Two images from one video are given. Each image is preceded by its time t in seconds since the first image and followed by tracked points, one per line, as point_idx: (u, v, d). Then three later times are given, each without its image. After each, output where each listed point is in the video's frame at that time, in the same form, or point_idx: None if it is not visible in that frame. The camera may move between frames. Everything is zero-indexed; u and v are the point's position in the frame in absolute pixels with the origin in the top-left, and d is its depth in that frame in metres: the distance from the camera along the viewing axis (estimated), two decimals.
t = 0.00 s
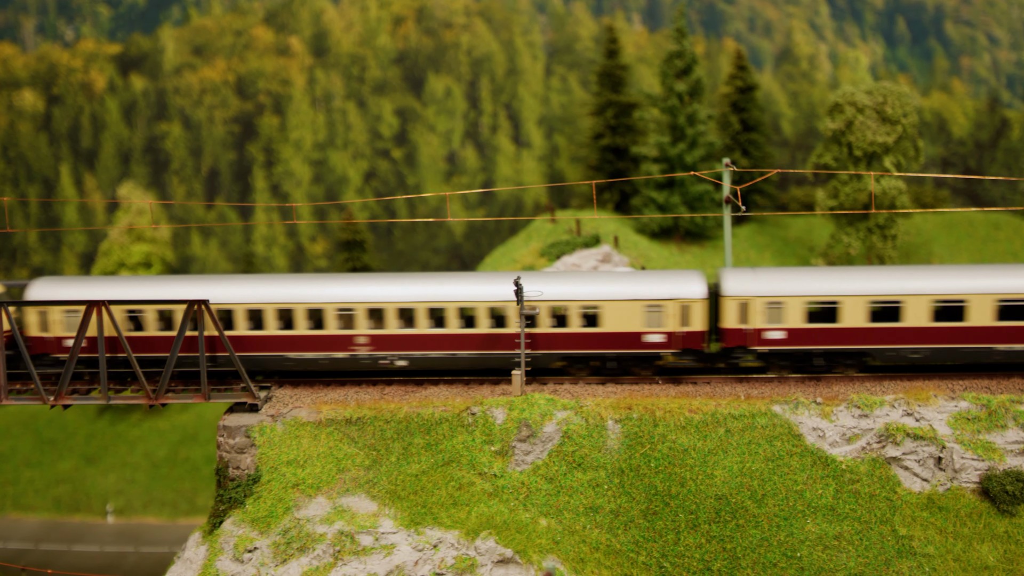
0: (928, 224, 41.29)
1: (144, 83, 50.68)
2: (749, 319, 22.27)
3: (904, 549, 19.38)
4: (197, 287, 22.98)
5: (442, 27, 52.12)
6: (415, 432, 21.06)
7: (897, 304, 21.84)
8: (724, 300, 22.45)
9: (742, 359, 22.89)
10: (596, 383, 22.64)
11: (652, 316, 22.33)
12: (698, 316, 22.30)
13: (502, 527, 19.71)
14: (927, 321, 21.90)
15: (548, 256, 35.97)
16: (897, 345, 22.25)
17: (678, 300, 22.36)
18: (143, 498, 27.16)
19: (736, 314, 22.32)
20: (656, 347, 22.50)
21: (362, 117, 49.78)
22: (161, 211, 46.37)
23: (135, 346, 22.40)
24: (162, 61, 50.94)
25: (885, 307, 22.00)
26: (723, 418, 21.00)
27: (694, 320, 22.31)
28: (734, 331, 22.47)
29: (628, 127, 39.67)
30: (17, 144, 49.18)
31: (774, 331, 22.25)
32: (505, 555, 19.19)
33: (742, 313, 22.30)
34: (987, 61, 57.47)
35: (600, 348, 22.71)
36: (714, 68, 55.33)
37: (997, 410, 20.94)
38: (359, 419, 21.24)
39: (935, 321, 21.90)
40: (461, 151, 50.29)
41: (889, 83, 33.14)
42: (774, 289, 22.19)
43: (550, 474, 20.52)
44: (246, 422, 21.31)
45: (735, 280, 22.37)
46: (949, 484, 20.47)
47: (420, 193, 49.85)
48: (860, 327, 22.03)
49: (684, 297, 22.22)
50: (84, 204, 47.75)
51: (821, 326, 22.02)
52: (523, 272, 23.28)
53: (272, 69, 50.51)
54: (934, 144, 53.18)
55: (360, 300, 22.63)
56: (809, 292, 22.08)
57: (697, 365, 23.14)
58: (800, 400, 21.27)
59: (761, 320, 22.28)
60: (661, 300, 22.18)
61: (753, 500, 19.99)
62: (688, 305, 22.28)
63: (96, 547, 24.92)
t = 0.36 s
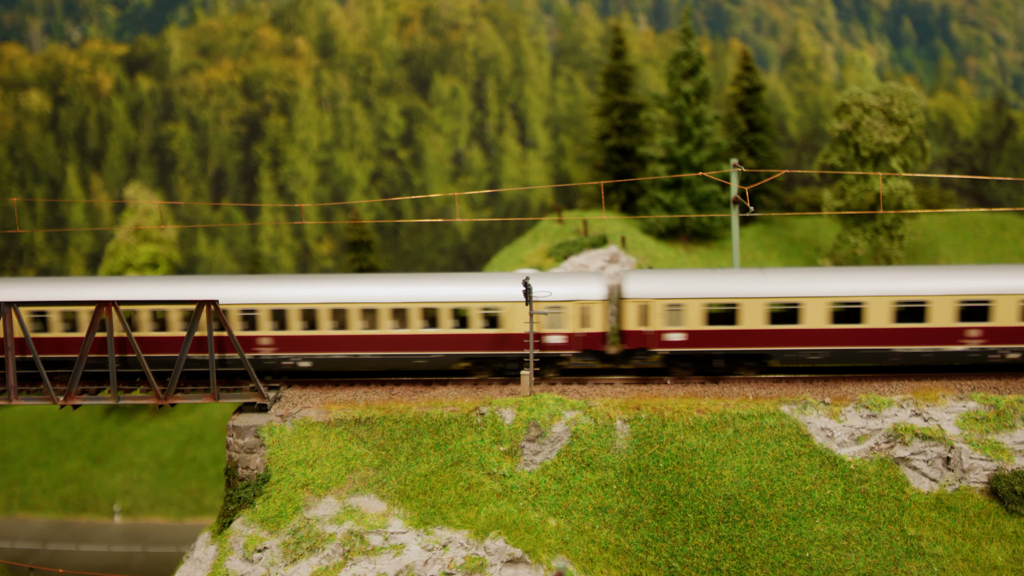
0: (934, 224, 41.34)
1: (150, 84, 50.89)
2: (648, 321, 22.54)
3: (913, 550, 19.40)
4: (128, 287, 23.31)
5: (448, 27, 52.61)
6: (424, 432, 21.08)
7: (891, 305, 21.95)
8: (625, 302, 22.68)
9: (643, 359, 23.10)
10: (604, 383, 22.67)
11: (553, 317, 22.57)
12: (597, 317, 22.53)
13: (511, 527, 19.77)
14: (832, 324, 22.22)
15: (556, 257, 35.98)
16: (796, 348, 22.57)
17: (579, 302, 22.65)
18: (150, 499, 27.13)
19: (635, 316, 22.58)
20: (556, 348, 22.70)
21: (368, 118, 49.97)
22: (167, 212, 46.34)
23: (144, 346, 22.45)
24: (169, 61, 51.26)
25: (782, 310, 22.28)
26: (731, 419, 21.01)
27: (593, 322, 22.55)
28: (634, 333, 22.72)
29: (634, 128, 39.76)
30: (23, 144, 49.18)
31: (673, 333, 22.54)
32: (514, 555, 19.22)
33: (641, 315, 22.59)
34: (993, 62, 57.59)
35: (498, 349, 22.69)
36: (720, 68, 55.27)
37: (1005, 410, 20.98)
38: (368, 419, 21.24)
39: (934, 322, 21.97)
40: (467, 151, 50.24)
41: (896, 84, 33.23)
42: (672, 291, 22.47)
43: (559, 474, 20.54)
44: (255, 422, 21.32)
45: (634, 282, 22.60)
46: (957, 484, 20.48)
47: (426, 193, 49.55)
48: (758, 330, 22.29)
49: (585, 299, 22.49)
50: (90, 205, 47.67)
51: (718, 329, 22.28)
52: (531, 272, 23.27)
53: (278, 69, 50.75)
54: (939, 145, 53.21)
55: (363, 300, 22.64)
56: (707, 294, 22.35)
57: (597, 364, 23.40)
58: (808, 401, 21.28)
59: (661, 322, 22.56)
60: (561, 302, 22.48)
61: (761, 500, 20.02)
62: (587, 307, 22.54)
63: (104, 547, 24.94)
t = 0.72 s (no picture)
0: (936, 224, 41.33)
1: (153, 83, 50.93)
2: (542, 322, 22.70)
3: (915, 550, 19.37)
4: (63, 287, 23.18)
5: (450, 27, 52.85)
6: (426, 432, 21.08)
7: (847, 305, 22.17)
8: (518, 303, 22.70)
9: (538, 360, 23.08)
10: (605, 383, 22.67)
11: (447, 317, 22.48)
12: (490, 318, 22.48)
13: (513, 527, 19.79)
14: (724, 325, 22.50)
15: (558, 257, 36.02)
16: (688, 349, 22.81)
17: (472, 303, 22.56)
18: (152, 499, 27.18)
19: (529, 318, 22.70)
20: (449, 349, 22.60)
21: (370, 118, 49.80)
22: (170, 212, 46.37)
23: (146, 347, 22.48)
24: (170, 61, 51.42)
25: (737, 310, 22.47)
26: (733, 419, 21.01)
27: (486, 322, 22.51)
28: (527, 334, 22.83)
29: (636, 128, 39.75)
30: (26, 145, 49.36)
31: (567, 333, 22.71)
32: (516, 555, 19.26)
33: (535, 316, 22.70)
34: (996, 62, 57.46)
35: (391, 350, 22.80)
36: (722, 68, 55.19)
37: (1007, 411, 20.98)
38: (370, 419, 21.23)
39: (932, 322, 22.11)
40: (469, 151, 50.22)
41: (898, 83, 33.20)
42: (566, 293, 22.66)
43: (561, 474, 20.54)
44: (257, 422, 21.30)
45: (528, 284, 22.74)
46: (960, 484, 20.50)
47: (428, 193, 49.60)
48: (651, 330, 22.54)
49: (476, 300, 22.41)
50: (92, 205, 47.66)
51: (611, 329, 22.47)
52: (534, 271, 23.36)
53: (280, 69, 50.93)
54: (942, 145, 53.11)
55: (364, 300, 22.67)
56: (600, 295, 22.55)
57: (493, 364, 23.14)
58: (810, 401, 21.27)
59: (553, 323, 22.76)
60: (453, 302, 22.32)
61: (763, 500, 20.01)
62: (480, 308, 22.49)
63: (106, 547, 24.95)
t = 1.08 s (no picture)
0: (941, 224, 41.30)
1: (157, 84, 51.21)
2: (436, 323, 23.04)
3: (921, 551, 19.31)
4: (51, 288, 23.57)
5: (455, 28, 52.85)
6: (431, 432, 21.12)
7: (865, 305, 22.26)
8: (413, 304, 23.19)
9: (434, 362, 23.45)
10: (611, 384, 22.68)
11: (344, 318, 23.08)
12: (386, 318, 23.01)
13: (519, 527, 19.76)
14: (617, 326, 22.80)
15: (563, 256, 36.05)
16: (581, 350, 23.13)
17: (370, 304, 23.11)
18: (157, 499, 27.22)
19: (423, 318, 23.06)
20: (347, 350, 23.19)
21: (375, 119, 49.72)
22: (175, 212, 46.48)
23: (152, 347, 22.58)
24: (176, 62, 51.60)
25: (632, 312, 22.74)
26: (739, 419, 21.05)
27: (383, 322, 23.01)
28: (423, 335, 23.18)
29: (641, 128, 39.74)
30: (31, 144, 49.65)
31: (460, 334, 22.94)
32: (522, 555, 19.25)
33: (429, 317, 23.07)
34: (1001, 62, 57.45)
35: (291, 350, 23.33)
36: (727, 68, 55.08)
37: (1012, 411, 21.04)
38: (376, 420, 21.30)
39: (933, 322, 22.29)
40: (474, 151, 50.00)
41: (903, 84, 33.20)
42: (459, 294, 22.92)
43: (566, 474, 20.56)
44: (263, 422, 21.34)
45: (423, 286, 23.12)
46: (965, 485, 20.42)
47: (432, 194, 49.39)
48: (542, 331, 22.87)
49: (374, 301, 22.98)
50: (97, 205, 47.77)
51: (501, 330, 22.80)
52: (539, 271, 23.55)
53: (285, 70, 50.98)
54: (946, 145, 53.05)
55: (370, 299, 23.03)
56: (492, 297, 22.84)
57: (389, 365, 23.59)
58: (816, 402, 21.34)
59: (447, 324, 23.03)
60: (350, 303, 22.92)
61: (769, 500, 20.02)
62: (377, 308, 23.02)
63: (111, 547, 24.98)
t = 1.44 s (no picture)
0: (956, 223, 41.18)
1: (172, 82, 50.80)
2: (343, 322, 23.51)
3: (937, 550, 18.99)
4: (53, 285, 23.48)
5: (467, 26, 51.77)
6: (446, 429, 21.48)
7: (832, 304, 22.51)
8: (320, 303, 23.68)
9: (341, 360, 24.02)
10: (625, 381, 23.18)
11: (251, 316, 23.40)
12: (292, 316, 23.41)
13: (533, 526, 19.67)
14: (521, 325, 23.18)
15: (577, 254, 36.11)
16: (487, 348, 23.49)
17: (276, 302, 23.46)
18: (171, 495, 27.30)
19: (330, 317, 23.54)
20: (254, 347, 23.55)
21: (388, 116, 50.22)
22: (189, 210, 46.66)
23: (166, 343, 22.68)
24: (190, 60, 51.01)
25: (535, 311, 23.11)
26: (754, 417, 21.38)
27: (289, 320, 23.41)
28: (330, 334, 23.67)
29: (654, 126, 39.60)
30: (44, 142, 49.74)
31: (367, 333, 23.46)
32: (536, 553, 19.12)
33: (336, 315, 23.56)
34: (1016, 60, 57.09)
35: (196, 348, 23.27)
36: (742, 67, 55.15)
37: None
38: (390, 417, 21.71)
39: (867, 321, 22.58)
40: (487, 149, 50.29)
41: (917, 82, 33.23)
42: (366, 293, 23.38)
43: (581, 472, 20.70)
44: (278, 419, 21.56)
45: (332, 284, 23.53)
46: (982, 484, 20.25)
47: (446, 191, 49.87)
48: (446, 329, 23.22)
49: (280, 299, 23.34)
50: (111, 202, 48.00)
51: (405, 328, 23.25)
52: (551, 270, 23.71)
53: (298, 67, 50.67)
54: (961, 143, 52.90)
55: (387, 296, 23.31)
56: (397, 296, 23.30)
57: (298, 362, 24.11)
58: (831, 400, 21.69)
59: (354, 322, 23.51)
60: (256, 301, 23.24)
61: (784, 499, 19.96)
62: (283, 306, 23.39)
63: (125, 542, 25.03)
